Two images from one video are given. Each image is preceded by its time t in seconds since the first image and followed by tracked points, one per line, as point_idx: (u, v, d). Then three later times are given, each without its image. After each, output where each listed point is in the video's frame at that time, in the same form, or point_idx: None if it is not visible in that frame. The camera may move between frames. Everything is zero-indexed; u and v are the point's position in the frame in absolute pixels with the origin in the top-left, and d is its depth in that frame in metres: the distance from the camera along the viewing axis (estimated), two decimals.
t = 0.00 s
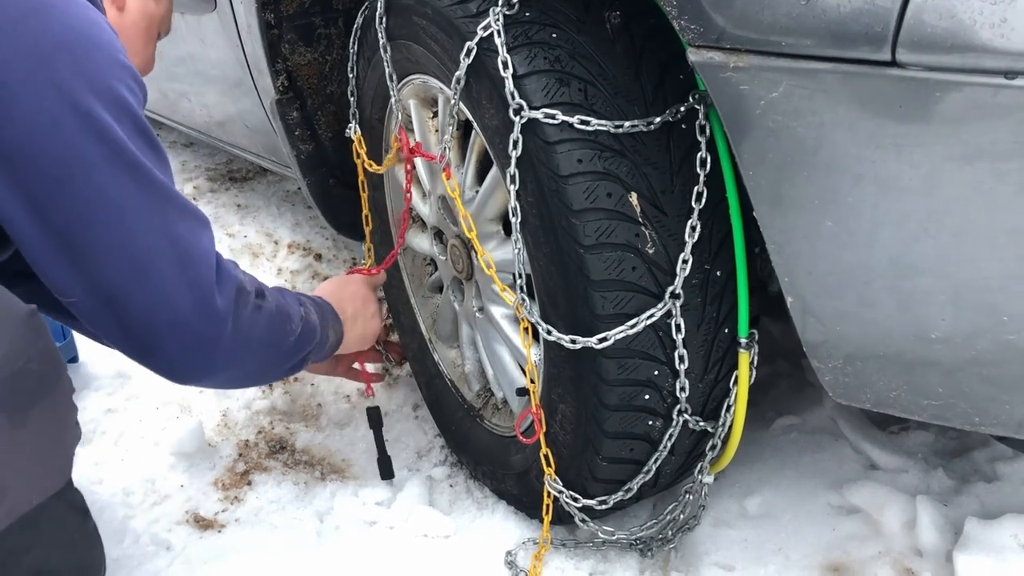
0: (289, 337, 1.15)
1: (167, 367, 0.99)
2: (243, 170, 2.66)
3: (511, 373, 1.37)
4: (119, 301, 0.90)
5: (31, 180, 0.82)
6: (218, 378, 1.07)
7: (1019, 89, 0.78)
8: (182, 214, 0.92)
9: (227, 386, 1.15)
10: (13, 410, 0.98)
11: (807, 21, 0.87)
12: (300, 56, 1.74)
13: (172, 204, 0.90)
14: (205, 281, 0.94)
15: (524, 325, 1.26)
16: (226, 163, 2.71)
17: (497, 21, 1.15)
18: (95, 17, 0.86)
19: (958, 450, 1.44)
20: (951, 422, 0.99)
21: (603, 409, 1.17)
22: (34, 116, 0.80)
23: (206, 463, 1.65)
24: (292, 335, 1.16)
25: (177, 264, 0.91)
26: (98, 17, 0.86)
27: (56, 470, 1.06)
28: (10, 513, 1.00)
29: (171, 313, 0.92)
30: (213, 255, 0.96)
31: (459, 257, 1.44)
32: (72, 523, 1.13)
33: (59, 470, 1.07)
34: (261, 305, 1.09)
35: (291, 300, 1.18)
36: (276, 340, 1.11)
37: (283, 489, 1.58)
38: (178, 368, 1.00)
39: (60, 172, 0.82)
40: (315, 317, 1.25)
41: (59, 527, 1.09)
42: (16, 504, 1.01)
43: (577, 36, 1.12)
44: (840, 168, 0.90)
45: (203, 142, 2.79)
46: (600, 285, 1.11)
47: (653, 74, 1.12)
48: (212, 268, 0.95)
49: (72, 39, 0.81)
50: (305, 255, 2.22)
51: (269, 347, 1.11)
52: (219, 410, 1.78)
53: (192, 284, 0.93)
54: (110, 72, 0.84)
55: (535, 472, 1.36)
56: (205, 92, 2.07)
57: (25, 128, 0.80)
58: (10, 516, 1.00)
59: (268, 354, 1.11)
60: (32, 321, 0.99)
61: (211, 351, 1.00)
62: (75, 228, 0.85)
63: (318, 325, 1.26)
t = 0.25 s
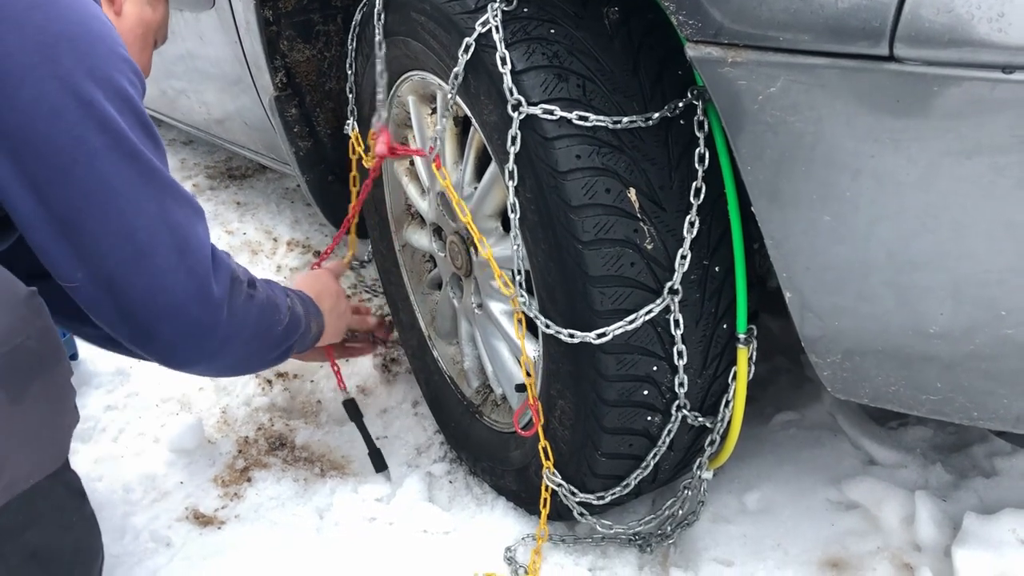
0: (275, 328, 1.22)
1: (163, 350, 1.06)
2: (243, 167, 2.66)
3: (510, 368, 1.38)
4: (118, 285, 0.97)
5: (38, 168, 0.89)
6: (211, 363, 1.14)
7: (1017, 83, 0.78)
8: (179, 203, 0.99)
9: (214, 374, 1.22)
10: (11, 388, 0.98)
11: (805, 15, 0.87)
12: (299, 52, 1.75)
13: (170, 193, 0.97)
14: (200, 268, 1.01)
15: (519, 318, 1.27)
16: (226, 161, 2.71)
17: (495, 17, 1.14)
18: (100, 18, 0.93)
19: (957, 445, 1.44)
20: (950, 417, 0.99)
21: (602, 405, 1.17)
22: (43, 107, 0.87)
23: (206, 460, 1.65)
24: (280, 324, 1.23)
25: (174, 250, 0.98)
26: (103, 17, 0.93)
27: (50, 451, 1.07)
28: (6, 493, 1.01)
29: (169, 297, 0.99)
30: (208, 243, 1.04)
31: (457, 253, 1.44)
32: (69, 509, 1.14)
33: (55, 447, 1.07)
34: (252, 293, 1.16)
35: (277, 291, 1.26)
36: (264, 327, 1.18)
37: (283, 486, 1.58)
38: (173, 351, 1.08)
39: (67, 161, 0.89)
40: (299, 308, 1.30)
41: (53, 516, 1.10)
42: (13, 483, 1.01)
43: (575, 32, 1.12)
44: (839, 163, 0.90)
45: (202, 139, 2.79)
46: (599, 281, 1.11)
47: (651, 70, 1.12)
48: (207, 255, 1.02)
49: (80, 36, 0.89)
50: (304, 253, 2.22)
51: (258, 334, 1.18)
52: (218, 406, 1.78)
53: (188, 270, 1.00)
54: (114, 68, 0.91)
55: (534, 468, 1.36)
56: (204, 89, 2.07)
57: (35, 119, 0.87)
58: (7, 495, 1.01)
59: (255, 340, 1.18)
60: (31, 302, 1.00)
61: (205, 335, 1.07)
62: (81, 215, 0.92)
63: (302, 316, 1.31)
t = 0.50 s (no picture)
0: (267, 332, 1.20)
1: (149, 349, 1.06)
2: (242, 165, 2.66)
3: (510, 366, 1.37)
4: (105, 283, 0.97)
5: (32, 163, 0.89)
6: (198, 364, 1.14)
7: (1019, 78, 0.78)
8: (173, 205, 0.98)
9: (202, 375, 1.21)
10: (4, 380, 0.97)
11: (806, 11, 0.86)
12: (298, 49, 1.74)
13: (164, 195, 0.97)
14: (189, 271, 1.01)
15: (519, 314, 1.27)
16: (225, 158, 2.71)
17: (495, 13, 1.14)
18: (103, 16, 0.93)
19: (958, 442, 1.44)
20: (951, 414, 0.99)
21: (602, 401, 1.17)
22: (39, 103, 0.86)
23: (206, 457, 1.65)
24: (273, 327, 1.22)
25: (163, 252, 0.97)
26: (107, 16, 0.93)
27: (44, 448, 1.06)
28: None
29: (155, 299, 0.99)
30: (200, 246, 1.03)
31: (457, 250, 1.43)
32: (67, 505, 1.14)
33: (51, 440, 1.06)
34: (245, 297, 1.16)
35: (272, 295, 1.25)
36: (256, 331, 1.18)
37: (283, 484, 1.58)
38: (159, 351, 1.07)
39: (60, 158, 0.89)
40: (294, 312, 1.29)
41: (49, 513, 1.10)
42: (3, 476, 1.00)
43: (576, 28, 1.12)
44: (840, 159, 0.90)
45: (202, 137, 2.79)
46: (599, 278, 1.11)
47: (651, 66, 1.11)
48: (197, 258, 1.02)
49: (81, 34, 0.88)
50: (304, 250, 2.22)
51: (249, 338, 1.17)
52: (218, 404, 1.78)
53: (176, 272, 0.99)
54: (114, 67, 0.91)
55: (535, 465, 1.36)
56: (203, 86, 2.07)
57: (32, 114, 0.87)
58: None
59: (246, 344, 1.16)
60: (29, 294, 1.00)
61: (191, 337, 1.07)
62: (71, 212, 0.91)
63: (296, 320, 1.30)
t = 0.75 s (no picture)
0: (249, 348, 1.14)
1: (118, 367, 0.95)
2: (242, 163, 2.66)
3: (511, 363, 1.37)
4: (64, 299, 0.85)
5: None
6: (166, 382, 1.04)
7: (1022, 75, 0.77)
8: (148, 218, 0.87)
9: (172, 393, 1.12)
10: None
11: (808, 7, 0.86)
12: (298, 47, 1.74)
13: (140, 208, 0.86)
14: (161, 289, 0.90)
15: (520, 313, 1.27)
16: (225, 156, 2.71)
17: (496, 10, 1.14)
18: (79, 8, 0.82)
19: (959, 440, 1.44)
20: (953, 412, 0.99)
21: (603, 399, 1.16)
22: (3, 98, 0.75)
23: (206, 456, 1.65)
24: (252, 346, 1.15)
25: (133, 269, 0.86)
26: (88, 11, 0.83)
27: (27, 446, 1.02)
28: None
29: (121, 317, 0.88)
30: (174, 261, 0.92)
31: (458, 248, 1.43)
32: (65, 503, 1.13)
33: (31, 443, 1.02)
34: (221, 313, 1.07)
35: (256, 314, 1.17)
36: (231, 350, 1.09)
37: (283, 482, 1.58)
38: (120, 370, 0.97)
39: (26, 161, 0.77)
40: (278, 331, 1.23)
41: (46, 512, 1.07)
42: None
43: (577, 25, 1.12)
44: (842, 156, 0.89)
45: (201, 135, 2.79)
46: (600, 276, 1.11)
47: (653, 63, 1.11)
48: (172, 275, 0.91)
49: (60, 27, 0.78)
50: (304, 248, 2.22)
51: (224, 359, 1.09)
52: (218, 402, 1.78)
53: (145, 289, 0.88)
54: (92, 65, 0.80)
55: (535, 464, 1.36)
56: (203, 84, 2.06)
57: None
58: None
59: (223, 362, 1.08)
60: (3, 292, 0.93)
61: (157, 357, 0.97)
62: (31, 221, 0.79)
63: (282, 339, 1.24)
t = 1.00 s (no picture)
0: (207, 404, 0.88)
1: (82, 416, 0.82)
2: (243, 162, 2.66)
3: (512, 362, 1.37)
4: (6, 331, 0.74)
5: None
6: (146, 439, 0.88)
7: None
8: (100, 245, 0.74)
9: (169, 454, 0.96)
10: None
11: (809, 5, 0.86)
12: (299, 45, 1.74)
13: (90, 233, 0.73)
14: (113, 322, 0.75)
15: (521, 313, 1.27)
16: (226, 155, 2.71)
17: (497, 8, 1.14)
18: (31, 18, 0.74)
19: (960, 439, 1.43)
20: (954, 410, 0.99)
21: (604, 398, 1.16)
22: None
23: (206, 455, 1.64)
24: (228, 401, 0.90)
25: (81, 297, 0.73)
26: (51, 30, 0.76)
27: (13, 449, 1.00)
28: None
29: (68, 354, 0.75)
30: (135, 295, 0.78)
31: (458, 247, 1.43)
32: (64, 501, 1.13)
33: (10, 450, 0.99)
34: (188, 361, 0.85)
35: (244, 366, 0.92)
36: (200, 403, 0.87)
37: (284, 481, 1.58)
38: (85, 418, 0.83)
39: None
40: (285, 384, 0.99)
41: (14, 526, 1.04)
42: None
43: (577, 23, 1.11)
44: (843, 153, 0.89)
45: (202, 133, 2.79)
46: (600, 274, 1.11)
47: (654, 61, 1.11)
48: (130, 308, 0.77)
49: (18, 41, 0.71)
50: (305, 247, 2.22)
51: (191, 410, 0.87)
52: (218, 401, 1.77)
53: (100, 323, 0.75)
54: (29, 73, 0.70)
55: (536, 462, 1.36)
56: (204, 83, 2.06)
57: None
58: None
59: (196, 417, 0.88)
60: None
61: (119, 402, 0.82)
62: None
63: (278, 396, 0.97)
